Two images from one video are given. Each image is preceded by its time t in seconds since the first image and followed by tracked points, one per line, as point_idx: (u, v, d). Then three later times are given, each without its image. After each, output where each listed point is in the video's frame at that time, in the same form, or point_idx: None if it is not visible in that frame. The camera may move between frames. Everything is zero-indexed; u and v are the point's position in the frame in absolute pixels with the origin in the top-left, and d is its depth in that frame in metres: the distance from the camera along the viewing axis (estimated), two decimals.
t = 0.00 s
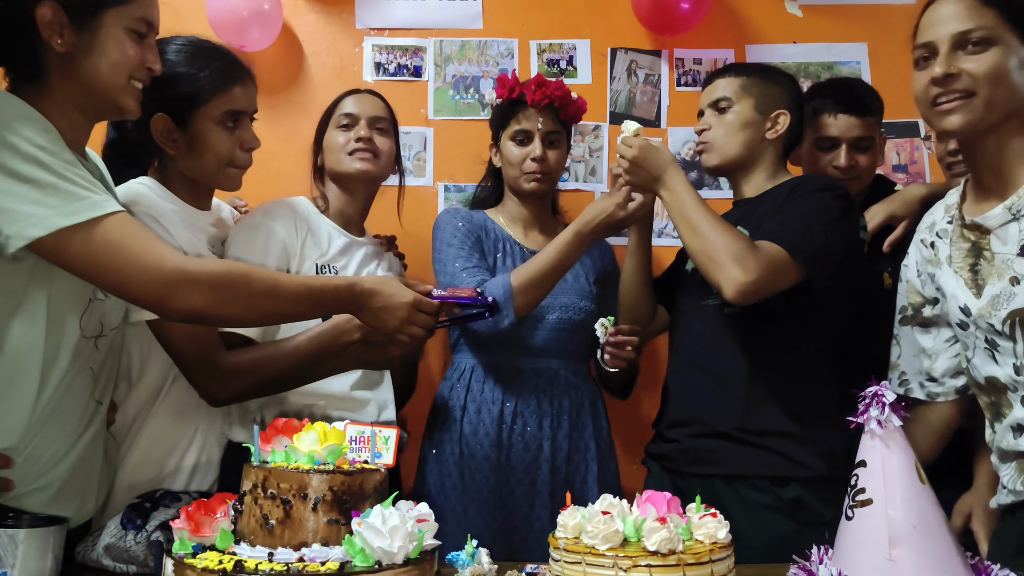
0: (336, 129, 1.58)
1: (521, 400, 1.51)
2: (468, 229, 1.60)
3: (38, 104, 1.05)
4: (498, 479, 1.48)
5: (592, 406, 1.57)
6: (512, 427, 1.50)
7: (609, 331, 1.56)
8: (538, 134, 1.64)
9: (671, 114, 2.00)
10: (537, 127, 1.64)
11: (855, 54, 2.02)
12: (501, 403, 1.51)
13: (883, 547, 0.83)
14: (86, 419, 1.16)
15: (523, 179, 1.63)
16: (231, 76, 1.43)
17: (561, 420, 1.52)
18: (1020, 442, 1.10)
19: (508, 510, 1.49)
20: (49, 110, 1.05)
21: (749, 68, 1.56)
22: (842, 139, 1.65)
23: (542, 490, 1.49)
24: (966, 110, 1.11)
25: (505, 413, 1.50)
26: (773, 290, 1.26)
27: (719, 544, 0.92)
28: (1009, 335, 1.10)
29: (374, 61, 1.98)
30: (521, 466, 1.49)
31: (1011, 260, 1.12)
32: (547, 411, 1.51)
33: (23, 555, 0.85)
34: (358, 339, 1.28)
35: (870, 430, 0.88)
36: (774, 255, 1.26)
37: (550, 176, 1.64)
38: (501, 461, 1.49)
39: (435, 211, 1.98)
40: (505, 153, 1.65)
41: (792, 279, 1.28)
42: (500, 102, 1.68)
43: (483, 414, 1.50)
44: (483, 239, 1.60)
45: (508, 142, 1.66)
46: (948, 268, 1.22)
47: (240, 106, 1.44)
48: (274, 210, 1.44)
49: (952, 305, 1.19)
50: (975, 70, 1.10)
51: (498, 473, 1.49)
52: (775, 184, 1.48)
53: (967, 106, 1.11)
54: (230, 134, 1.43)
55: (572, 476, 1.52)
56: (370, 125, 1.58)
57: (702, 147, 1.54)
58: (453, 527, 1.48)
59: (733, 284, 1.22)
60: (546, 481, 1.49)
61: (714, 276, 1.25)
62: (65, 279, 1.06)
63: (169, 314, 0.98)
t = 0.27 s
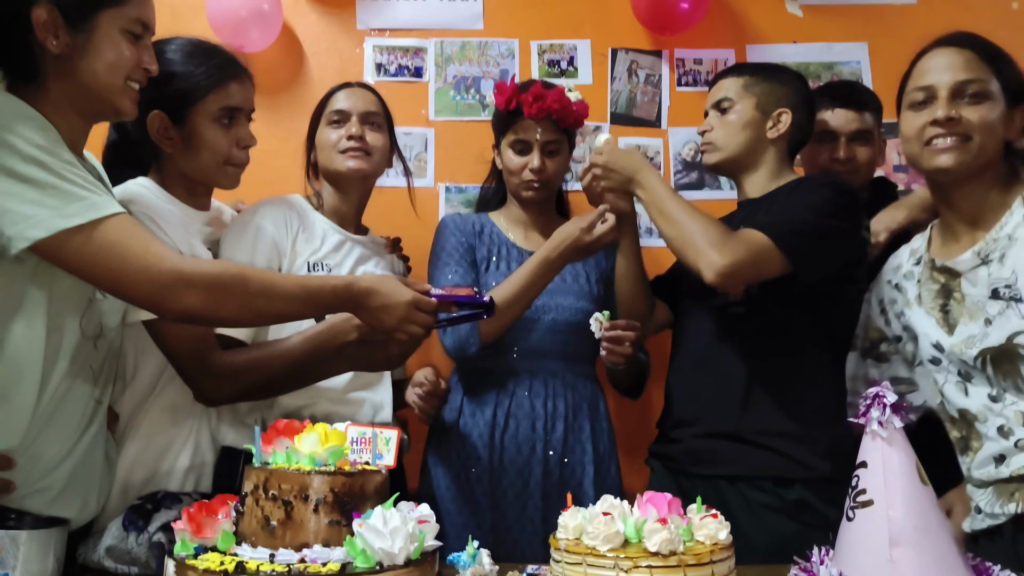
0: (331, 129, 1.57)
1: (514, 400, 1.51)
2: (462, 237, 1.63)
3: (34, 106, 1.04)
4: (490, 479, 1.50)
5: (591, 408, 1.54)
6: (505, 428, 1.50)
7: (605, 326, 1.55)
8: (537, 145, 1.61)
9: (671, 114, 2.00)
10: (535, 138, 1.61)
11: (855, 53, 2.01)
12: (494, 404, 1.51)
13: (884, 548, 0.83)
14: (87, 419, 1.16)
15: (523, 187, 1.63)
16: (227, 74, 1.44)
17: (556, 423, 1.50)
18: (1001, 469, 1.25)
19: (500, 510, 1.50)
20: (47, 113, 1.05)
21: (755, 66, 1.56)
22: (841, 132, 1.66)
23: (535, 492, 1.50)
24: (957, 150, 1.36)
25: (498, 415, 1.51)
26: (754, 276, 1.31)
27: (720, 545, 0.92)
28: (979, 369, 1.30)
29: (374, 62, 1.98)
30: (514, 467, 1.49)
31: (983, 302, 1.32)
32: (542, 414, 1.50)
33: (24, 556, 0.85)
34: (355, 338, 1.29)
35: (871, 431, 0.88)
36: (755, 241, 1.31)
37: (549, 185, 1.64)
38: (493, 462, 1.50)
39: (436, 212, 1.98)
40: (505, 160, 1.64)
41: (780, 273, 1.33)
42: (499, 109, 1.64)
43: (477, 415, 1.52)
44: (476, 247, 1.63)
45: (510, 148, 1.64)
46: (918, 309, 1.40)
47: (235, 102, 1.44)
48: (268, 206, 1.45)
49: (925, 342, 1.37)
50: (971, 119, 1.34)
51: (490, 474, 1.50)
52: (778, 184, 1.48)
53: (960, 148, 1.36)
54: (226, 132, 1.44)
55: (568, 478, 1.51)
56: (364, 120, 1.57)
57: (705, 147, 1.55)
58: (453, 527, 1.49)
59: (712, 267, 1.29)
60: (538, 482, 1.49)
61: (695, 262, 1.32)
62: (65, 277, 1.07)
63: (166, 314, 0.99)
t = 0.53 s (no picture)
0: (309, 124, 1.55)
1: (509, 401, 1.50)
2: (456, 241, 1.64)
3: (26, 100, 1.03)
4: (484, 480, 1.50)
5: (589, 408, 1.53)
6: (500, 428, 1.50)
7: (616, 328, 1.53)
8: (527, 162, 1.56)
9: (670, 113, 2.00)
10: (524, 156, 1.56)
11: (854, 53, 2.01)
12: (490, 404, 1.51)
13: (883, 547, 0.83)
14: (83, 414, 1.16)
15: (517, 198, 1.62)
16: (192, 52, 1.49)
17: (551, 423, 1.50)
18: (981, 462, 1.25)
19: (494, 510, 1.49)
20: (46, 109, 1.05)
21: (752, 65, 1.56)
22: (843, 123, 1.69)
23: (529, 493, 1.49)
24: (930, 191, 1.34)
25: (493, 415, 1.50)
26: (745, 277, 1.30)
27: (719, 544, 0.92)
28: (954, 373, 1.30)
29: (374, 60, 1.98)
30: (508, 468, 1.49)
31: (954, 312, 1.32)
32: (537, 414, 1.49)
33: (21, 555, 0.85)
34: (350, 332, 1.26)
35: (870, 430, 0.88)
36: (745, 245, 1.30)
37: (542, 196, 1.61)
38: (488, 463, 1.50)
39: (435, 211, 1.98)
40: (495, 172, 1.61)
41: (771, 272, 1.32)
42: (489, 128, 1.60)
43: (474, 415, 1.51)
44: (469, 252, 1.63)
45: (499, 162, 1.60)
46: (889, 324, 1.41)
47: (189, 78, 1.47)
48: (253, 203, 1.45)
49: (896, 352, 1.37)
50: (942, 163, 1.34)
51: (484, 474, 1.50)
52: (771, 184, 1.48)
53: (932, 190, 1.34)
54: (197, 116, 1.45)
55: (564, 478, 1.50)
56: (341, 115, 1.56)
57: (699, 146, 1.55)
58: (455, 528, 1.48)
59: (704, 268, 1.28)
60: (532, 482, 1.49)
61: (684, 266, 1.31)
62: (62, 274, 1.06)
63: (167, 310, 0.98)
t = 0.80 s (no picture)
0: (316, 130, 1.53)
1: (512, 407, 1.50)
2: (459, 247, 1.66)
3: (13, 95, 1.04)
4: (488, 486, 1.50)
5: (594, 412, 1.52)
6: (503, 434, 1.50)
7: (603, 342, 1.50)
8: (524, 162, 1.56)
9: (670, 115, 2.00)
10: (522, 157, 1.56)
11: (855, 55, 2.02)
12: (494, 411, 1.51)
13: (883, 548, 0.83)
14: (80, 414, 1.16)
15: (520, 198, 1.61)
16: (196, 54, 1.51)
17: (555, 428, 1.50)
18: (966, 477, 1.25)
19: (496, 515, 1.49)
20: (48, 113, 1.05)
21: (740, 65, 1.56)
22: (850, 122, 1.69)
23: (531, 498, 1.48)
24: (912, 213, 1.34)
25: (497, 422, 1.50)
26: (748, 288, 1.28)
27: (719, 546, 0.92)
28: (937, 392, 1.31)
29: (374, 63, 1.98)
30: (512, 473, 1.49)
31: (932, 334, 1.33)
32: (541, 419, 1.50)
33: (22, 557, 0.85)
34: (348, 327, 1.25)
35: (869, 431, 0.89)
36: (750, 258, 1.29)
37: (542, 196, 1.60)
38: (491, 468, 1.49)
39: (435, 212, 1.98)
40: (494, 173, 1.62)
41: (773, 283, 1.31)
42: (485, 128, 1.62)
43: (479, 421, 1.51)
44: (472, 257, 1.65)
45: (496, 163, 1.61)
46: (873, 345, 1.42)
47: (189, 80, 1.47)
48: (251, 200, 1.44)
49: (880, 371, 1.38)
50: (926, 185, 1.33)
51: (487, 480, 1.49)
52: (770, 185, 1.48)
53: (913, 212, 1.33)
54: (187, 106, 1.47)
55: (567, 483, 1.50)
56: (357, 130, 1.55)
57: (695, 153, 1.55)
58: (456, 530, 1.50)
59: (709, 283, 1.26)
60: (535, 488, 1.48)
61: (689, 282, 1.29)
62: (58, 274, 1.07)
63: (162, 304, 0.99)
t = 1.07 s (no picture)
0: (326, 127, 1.50)
1: (512, 408, 1.51)
2: (453, 248, 1.63)
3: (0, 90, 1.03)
4: (489, 487, 1.50)
5: (591, 411, 1.52)
6: (503, 435, 1.50)
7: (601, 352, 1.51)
8: (535, 146, 1.55)
9: (670, 110, 1.99)
10: (533, 140, 1.55)
11: (855, 51, 2.01)
12: (493, 412, 1.51)
13: (881, 550, 0.83)
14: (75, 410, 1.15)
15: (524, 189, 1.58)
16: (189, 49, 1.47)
17: (552, 429, 1.50)
18: (950, 477, 1.32)
19: (497, 516, 1.49)
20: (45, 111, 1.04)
21: (734, 58, 1.55)
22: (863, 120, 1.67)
23: (530, 498, 1.49)
24: (909, 199, 1.38)
25: (496, 423, 1.51)
26: (741, 292, 1.28)
27: (717, 547, 0.92)
28: (922, 394, 1.36)
29: (373, 56, 1.97)
30: (512, 474, 1.49)
31: (916, 335, 1.37)
32: (539, 419, 1.50)
33: (21, 558, 0.85)
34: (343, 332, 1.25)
35: (869, 434, 0.89)
36: (738, 261, 1.28)
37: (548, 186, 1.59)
38: (491, 469, 1.50)
39: (434, 207, 1.97)
40: (500, 160, 1.59)
41: (765, 285, 1.30)
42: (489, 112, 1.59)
43: (479, 423, 1.51)
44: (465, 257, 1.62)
45: (502, 149, 1.58)
46: (861, 342, 1.45)
47: (185, 77, 1.44)
48: (248, 199, 1.42)
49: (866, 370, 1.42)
50: (923, 173, 1.38)
51: (488, 481, 1.50)
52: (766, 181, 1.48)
53: (909, 198, 1.38)
54: (179, 106, 1.44)
55: (567, 482, 1.51)
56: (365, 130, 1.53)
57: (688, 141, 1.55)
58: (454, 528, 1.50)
59: (699, 290, 1.26)
60: (535, 489, 1.49)
61: (682, 289, 1.28)
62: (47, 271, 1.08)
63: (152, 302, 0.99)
